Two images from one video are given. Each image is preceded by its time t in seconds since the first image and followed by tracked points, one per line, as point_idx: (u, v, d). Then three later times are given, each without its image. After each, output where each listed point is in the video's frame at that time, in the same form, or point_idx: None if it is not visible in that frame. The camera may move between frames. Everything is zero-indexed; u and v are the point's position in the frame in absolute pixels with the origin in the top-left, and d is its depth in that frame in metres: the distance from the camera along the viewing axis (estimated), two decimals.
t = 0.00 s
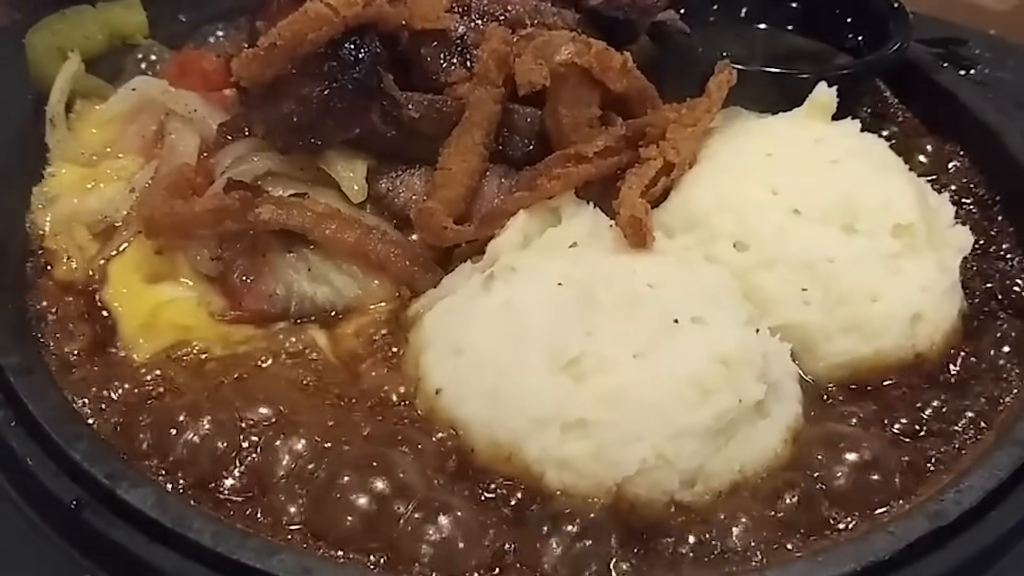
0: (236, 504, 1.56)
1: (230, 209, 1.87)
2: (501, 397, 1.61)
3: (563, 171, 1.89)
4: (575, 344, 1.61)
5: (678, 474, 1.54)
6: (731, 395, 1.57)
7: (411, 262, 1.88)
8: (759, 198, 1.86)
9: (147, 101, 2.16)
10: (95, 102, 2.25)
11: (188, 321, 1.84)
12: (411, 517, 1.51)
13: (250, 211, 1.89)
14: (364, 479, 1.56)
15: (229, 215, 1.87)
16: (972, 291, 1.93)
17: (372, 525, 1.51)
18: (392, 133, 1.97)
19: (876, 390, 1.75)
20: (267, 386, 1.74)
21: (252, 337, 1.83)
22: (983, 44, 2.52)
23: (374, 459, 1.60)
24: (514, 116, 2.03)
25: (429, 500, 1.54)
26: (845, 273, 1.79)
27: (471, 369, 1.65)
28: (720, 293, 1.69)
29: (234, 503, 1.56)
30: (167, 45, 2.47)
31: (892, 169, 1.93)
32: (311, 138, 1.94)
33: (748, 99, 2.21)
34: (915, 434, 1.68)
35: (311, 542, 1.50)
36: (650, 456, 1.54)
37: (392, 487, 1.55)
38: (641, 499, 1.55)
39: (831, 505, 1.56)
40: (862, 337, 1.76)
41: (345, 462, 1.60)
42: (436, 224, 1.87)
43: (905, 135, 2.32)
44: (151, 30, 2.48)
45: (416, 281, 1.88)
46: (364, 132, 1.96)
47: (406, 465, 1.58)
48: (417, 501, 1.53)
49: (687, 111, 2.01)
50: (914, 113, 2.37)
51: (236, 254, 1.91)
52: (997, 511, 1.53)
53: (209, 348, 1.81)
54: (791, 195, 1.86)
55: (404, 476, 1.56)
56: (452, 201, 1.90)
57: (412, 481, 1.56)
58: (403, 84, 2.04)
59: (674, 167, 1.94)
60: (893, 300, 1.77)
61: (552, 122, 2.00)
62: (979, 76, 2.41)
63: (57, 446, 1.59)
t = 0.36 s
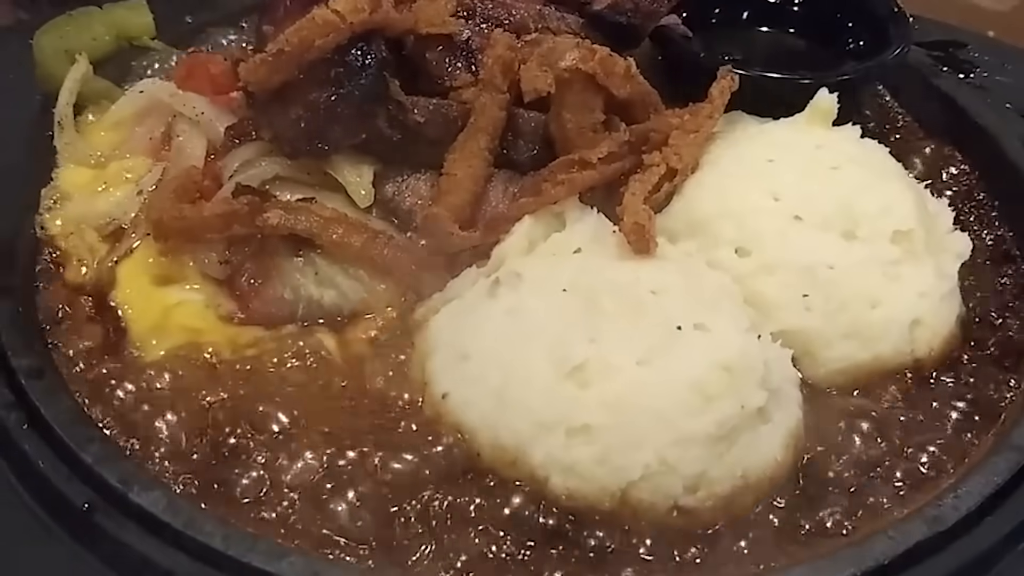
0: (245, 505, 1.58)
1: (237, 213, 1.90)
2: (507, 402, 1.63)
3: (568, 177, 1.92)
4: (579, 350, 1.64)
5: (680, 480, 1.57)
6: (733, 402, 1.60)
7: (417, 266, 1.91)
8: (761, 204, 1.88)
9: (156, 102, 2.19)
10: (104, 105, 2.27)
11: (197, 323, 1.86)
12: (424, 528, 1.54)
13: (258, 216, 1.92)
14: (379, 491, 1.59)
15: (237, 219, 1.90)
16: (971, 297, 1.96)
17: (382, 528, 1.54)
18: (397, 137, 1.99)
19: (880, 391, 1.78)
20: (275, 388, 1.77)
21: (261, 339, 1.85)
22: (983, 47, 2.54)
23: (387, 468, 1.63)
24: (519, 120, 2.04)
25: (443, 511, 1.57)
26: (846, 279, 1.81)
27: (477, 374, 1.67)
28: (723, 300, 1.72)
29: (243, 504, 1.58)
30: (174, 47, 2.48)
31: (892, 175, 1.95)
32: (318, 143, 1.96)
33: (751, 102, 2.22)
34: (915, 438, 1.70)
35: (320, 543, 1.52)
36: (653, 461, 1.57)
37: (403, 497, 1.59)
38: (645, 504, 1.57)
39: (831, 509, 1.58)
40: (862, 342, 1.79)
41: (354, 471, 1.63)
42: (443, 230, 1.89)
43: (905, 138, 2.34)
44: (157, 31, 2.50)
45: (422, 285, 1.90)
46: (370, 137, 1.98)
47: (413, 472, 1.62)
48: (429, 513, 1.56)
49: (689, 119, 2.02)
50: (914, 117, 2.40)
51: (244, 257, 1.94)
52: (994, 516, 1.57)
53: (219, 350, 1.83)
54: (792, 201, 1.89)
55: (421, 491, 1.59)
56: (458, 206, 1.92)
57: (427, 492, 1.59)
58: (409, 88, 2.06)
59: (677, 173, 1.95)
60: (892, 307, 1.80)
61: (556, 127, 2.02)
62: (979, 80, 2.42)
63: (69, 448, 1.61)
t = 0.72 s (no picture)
0: (247, 511, 1.58)
1: (238, 216, 1.90)
2: (509, 408, 1.64)
3: (569, 181, 1.92)
4: (581, 357, 1.64)
5: (681, 487, 1.58)
6: (734, 410, 1.60)
7: (418, 270, 1.91)
8: (762, 208, 1.89)
9: (156, 101, 2.18)
10: (104, 104, 2.26)
11: (198, 326, 1.86)
12: (428, 538, 1.54)
13: (260, 219, 1.92)
14: (382, 498, 1.59)
15: (237, 222, 1.90)
16: (970, 302, 1.97)
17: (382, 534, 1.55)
18: (399, 138, 2.00)
19: (880, 396, 1.78)
20: (276, 392, 1.77)
21: (262, 342, 1.86)
22: (985, 48, 2.54)
23: (389, 475, 1.63)
24: (520, 122, 2.04)
25: (444, 519, 1.57)
26: (847, 284, 1.81)
27: (479, 379, 1.68)
28: (724, 307, 1.72)
29: (245, 510, 1.58)
30: (175, 45, 2.48)
31: (893, 180, 1.95)
32: (320, 145, 1.96)
33: (751, 105, 2.24)
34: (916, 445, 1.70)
35: (320, 549, 1.52)
36: (655, 469, 1.57)
37: (404, 503, 1.59)
38: (645, 511, 1.58)
39: (830, 516, 1.59)
40: (862, 348, 1.80)
41: (355, 478, 1.62)
42: (444, 234, 1.89)
43: (905, 141, 2.35)
44: (159, 29, 2.49)
45: (423, 289, 1.91)
46: (372, 139, 1.98)
47: (415, 479, 1.62)
48: (430, 519, 1.57)
49: (691, 121, 2.02)
50: (914, 120, 2.40)
51: (244, 259, 1.94)
52: (993, 524, 1.57)
53: (220, 353, 1.83)
54: (794, 206, 1.89)
55: (423, 500, 1.60)
56: (459, 209, 1.92)
57: (429, 501, 1.59)
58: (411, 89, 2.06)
59: (678, 177, 1.96)
60: (893, 312, 1.80)
61: (558, 130, 2.02)
62: (979, 82, 2.43)
63: (71, 453, 1.61)
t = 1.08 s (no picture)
0: (247, 511, 1.58)
1: (238, 214, 1.90)
2: (509, 408, 1.64)
3: (569, 180, 1.92)
4: (581, 358, 1.64)
5: (680, 489, 1.58)
6: (734, 412, 1.61)
7: (418, 268, 1.91)
8: (763, 208, 1.88)
9: (156, 97, 2.17)
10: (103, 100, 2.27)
11: (197, 324, 1.86)
12: (429, 540, 1.55)
13: (260, 217, 1.92)
14: (382, 500, 1.60)
15: (237, 219, 1.90)
16: (969, 302, 1.97)
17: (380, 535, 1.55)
18: (399, 135, 1.99)
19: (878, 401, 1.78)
20: (276, 392, 1.77)
21: (262, 340, 1.85)
22: (984, 43, 2.53)
23: (388, 477, 1.63)
24: (520, 119, 2.05)
25: (443, 520, 1.57)
26: (847, 284, 1.81)
27: (479, 380, 1.68)
28: (723, 307, 1.73)
29: (245, 511, 1.58)
30: (174, 39, 2.47)
31: (893, 180, 1.95)
32: (320, 143, 1.95)
33: (750, 103, 2.24)
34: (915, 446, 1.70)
35: (321, 551, 1.53)
36: (654, 470, 1.58)
37: (401, 504, 1.59)
38: (644, 512, 1.59)
39: (827, 520, 1.59)
40: (861, 348, 1.80)
41: (353, 480, 1.62)
42: (444, 233, 1.88)
43: (906, 138, 2.34)
44: (157, 23, 2.47)
45: (423, 287, 1.91)
46: (372, 136, 1.98)
47: (415, 480, 1.63)
48: (429, 520, 1.57)
49: (691, 120, 2.00)
50: (914, 117, 2.40)
51: (244, 257, 1.94)
52: (989, 527, 1.58)
53: (220, 351, 1.83)
54: (794, 205, 1.88)
55: (423, 502, 1.60)
56: (458, 208, 1.92)
57: (429, 504, 1.60)
58: (411, 86, 2.06)
59: (678, 176, 1.95)
60: (893, 312, 1.80)
61: (558, 128, 2.01)
62: (979, 79, 2.42)
63: (72, 453, 1.61)
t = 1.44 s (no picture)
0: (247, 511, 1.58)
1: (237, 212, 1.90)
2: (508, 409, 1.64)
3: (569, 178, 1.91)
4: (581, 359, 1.64)
5: (679, 490, 1.58)
6: (733, 413, 1.61)
7: (418, 266, 1.91)
8: (763, 206, 1.88)
9: (155, 93, 2.17)
10: (103, 95, 2.27)
11: (197, 322, 1.86)
12: (428, 541, 1.55)
13: (260, 215, 1.91)
14: (382, 501, 1.60)
15: (237, 217, 1.90)
16: (969, 301, 1.97)
17: (379, 536, 1.55)
18: (399, 131, 1.99)
19: (877, 400, 1.78)
20: (276, 390, 1.77)
21: (262, 339, 1.85)
22: (986, 37, 2.52)
23: (388, 477, 1.63)
24: (520, 114, 2.04)
25: (443, 521, 1.57)
26: (847, 282, 1.81)
27: (478, 380, 1.68)
28: (723, 308, 1.73)
29: (245, 511, 1.58)
30: (173, 32, 2.46)
31: (894, 178, 1.95)
32: (319, 140, 1.95)
33: (752, 98, 2.22)
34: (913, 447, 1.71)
35: (321, 552, 1.53)
36: (653, 472, 1.58)
37: (401, 504, 1.59)
38: (643, 514, 1.59)
39: (828, 519, 1.59)
40: (860, 348, 1.80)
41: (353, 480, 1.63)
42: (444, 231, 1.88)
43: (907, 134, 2.34)
44: (156, 16, 2.46)
45: (423, 285, 1.91)
46: (372, 133, 1.97)
47: (415, 479, 1.63)
48: (429, 521, 1.57)
49: (691, 117, 2.00)
50: (916, 112, 2.39)
51: (244, 255, 1.94)
52: (988, 528, 1.58)
53: (220, 349, 1.83)
54: (794, 204, 1.88)
55: (423, 502, 1.60)
56: (458, 205, 1.91)
57: (428, 504, 1.60)
58: (411, 82, 2.05)
59: (679, 174, 1.94)
60: (893, 312, 1.80)
61: (558, 125, 2.01)
62: (980, 73, 2.41)
63: (71, 452, 1.61)
